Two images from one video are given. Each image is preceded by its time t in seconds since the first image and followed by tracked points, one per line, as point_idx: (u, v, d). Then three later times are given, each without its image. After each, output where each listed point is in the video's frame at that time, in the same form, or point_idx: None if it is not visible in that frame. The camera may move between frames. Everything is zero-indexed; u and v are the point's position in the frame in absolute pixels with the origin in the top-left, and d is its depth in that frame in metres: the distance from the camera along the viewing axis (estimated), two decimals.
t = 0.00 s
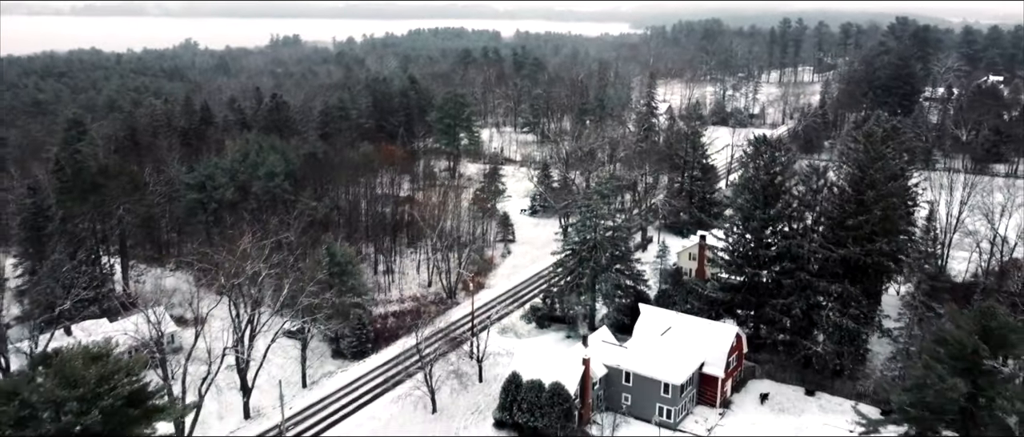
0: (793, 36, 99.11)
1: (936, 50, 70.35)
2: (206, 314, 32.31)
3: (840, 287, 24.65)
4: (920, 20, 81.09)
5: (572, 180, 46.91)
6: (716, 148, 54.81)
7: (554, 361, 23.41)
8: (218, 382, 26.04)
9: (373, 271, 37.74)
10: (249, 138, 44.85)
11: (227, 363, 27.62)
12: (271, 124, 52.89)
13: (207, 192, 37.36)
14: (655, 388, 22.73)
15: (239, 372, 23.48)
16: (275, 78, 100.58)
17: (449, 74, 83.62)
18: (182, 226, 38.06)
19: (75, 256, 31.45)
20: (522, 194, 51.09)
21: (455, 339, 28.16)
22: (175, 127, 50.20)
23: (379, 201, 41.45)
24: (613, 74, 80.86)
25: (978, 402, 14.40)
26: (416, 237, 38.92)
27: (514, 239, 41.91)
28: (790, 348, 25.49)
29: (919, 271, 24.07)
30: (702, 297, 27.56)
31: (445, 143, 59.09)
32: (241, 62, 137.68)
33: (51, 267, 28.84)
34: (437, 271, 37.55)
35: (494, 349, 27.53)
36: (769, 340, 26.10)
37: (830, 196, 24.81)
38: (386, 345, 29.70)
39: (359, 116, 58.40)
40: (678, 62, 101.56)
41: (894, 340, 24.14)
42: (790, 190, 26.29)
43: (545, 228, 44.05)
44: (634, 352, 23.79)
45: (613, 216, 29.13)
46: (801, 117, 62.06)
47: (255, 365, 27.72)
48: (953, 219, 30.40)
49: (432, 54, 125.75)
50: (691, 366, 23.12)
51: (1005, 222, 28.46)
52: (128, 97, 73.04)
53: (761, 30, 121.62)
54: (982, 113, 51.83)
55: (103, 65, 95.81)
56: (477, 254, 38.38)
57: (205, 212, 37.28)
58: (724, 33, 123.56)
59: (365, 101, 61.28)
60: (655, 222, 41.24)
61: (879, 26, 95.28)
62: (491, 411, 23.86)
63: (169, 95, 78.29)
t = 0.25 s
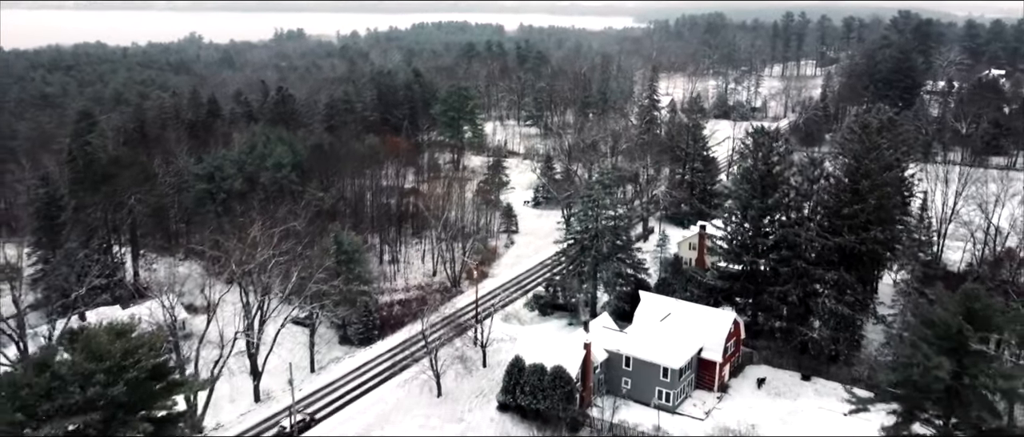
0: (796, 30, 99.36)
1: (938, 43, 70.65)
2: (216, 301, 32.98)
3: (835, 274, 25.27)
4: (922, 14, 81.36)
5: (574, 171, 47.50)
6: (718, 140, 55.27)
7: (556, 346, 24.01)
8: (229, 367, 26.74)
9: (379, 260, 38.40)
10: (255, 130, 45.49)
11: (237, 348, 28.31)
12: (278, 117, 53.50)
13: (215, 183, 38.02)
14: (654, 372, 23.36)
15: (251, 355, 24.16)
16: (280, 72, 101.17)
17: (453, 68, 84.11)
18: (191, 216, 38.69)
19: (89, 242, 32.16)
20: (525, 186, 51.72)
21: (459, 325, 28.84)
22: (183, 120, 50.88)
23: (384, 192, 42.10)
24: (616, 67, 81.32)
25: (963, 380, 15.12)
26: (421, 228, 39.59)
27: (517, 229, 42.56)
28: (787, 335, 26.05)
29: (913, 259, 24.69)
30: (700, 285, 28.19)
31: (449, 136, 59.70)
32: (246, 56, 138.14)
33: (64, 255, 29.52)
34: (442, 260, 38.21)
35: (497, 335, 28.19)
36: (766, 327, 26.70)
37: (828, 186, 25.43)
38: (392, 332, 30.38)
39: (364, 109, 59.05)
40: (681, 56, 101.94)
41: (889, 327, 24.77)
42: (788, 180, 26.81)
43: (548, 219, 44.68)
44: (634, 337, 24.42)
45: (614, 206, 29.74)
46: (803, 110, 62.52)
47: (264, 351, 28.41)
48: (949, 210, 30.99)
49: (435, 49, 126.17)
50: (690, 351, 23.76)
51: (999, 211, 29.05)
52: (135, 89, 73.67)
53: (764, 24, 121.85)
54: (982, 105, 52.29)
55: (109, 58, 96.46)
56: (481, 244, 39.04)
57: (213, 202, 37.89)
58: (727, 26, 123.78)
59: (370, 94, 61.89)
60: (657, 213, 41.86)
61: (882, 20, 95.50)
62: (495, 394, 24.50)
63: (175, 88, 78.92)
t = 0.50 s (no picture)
0: (800, 22, 99.65)
1: (941, 35, 71.00)
2: (227, 287, 33.78)
3: (831, 260, 25.93)
4: (926, 6, 81.63)
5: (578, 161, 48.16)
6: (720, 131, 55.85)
7: (559, 329, 24.77)
8: (241, 349, 27.54)
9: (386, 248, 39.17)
10: (264, 121, 46.25)
11: (249, 332, 29.12)
12: (284, 108, 54.21)
13: (225, 172, 38.77)
14: (654, 353, 24.09)
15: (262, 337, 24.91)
16: (286, 64, 101.83)
17: (458, 60, 84.71)
18: (201, 205, 39.46)
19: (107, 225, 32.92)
20: (529, 177, 52.42)
21: (464, 310, 29.59)
22: (191, 110, 51.66)
23: (390, 181, 42.84)
24: (620, 59, 81.84)
25: (947, 357, 15.70)
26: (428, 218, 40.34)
27: (521, 218, 43.28)
28: (784, 319, 26.80)
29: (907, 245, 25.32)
30: (700, 271, 28.89)
31: (454, 127, 60.39)
32: (251, 48, 138.77)
33: (79, 241, 30.31)
34: (447, 248, 38.95)
35: (502, 319, 28.95)
36: (764, 311, 27.44)
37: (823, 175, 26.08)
38: (399, 317, 31.15)
39: (370, 101, 59.78)
40: (685, 48, 102.34)
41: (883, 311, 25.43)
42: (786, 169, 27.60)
43: (552, 209, 45.40)
44: (634, 320, 25.13)
45: (616, 194, 30.42)
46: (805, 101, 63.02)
47: (275, 334, 29.20)
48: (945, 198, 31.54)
49: (440, 41, 126.66)
50: (688, 334, 24.48)
51: (995, 199, 29.55)
52: (143, 81, 74.46)
53: (768, 17, 122.02)
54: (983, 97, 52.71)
55: (116, 50, 97.21)
56: (486, 232, 39.78)
57: (223, 191, 38.66)
58: (732, 19, 124.00)
59: (375, 86, 62.54)
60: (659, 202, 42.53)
61: (886, 13, 95.72)
62: (499, 375, 25.27)
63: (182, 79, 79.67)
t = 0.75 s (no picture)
0: (802, 15, 99.89)
1: (942, 28, 71.36)
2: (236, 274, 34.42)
3: (828, 248, 26.48)
4: None
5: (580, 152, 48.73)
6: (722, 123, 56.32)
7: (561, 314, 25.37)
8: (250, 334, 28.16)
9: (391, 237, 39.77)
10: (270, 112, 46.84)
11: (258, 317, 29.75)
12: (291, 100, 54.86)
13: (233, 162, 39.36)
14: (655, 337, 24.73)
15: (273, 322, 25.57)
16: (290, 56, 102.32)
17: (462, 52, 85.17)
18: (210, 194, 40.07)
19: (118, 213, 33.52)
20: (532, 168, 52.97)
21: (469, 297, 30.19)
22: (198, 102, 52.24)
23: (395, 172, 43.44)
24: (623, 52, 82.25)
25: (936, 337, 16.35)
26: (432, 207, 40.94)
27: (525, 208, 43.85)
28: (782, 305, 27.38)
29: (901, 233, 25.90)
30: (699, 258, 29.51)
31: (458, 119, 60.93)
32: (255, 40, 139.12)
33: (92, 229, 30.93)
34: (452, 237, 39.55)
35: (505, 306, 29.62)
36: (762, 299, 28.01)
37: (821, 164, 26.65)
38: (404, 303, 31.78)
39: (375, 93, 60.33)
40: (688, 41, 102.69)
41: (878, 298, 26.02)
42: (784, 158, 28.11)
43: (554, 199, 45.98)
44: (635, 305, 25.77)
45: (617, 184, 30.98)
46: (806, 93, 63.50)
47: (284, 320, 29.85)
48: (941, 188, 32.14)
49: (443, 34, 126.99)
50: (688, 319, 25.09)
51: (988, 189, 30.20)
52: (149, 73, 75.01)
53: (771, 10, 122.23)
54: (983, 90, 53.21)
55: (122, 43, 97.73)
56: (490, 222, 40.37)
57: (232, 181, 39.27)
58: (734, 12, 124.18)
59: (380, 78, 63.12)
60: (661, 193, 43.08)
61: (888, 6, 95.96)
62: (503, 359, 25.89)
63: (187, 72, 80.19)
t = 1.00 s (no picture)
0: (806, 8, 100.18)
1: (944, 20, 71.73)
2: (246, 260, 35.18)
3: (824, 234, 27.12)
4: None
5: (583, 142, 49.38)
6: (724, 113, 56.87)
7: (564, 297, 26.08)
8: (261, 317, 28.92)
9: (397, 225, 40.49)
10: (278, 103, 47.56)
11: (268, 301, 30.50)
12: (298, 90, 55.56)
13: (242, 151, 40.09)
14: (655, 320, 25.43)
15: (283, 305, 26.31)
16: (296, 48, 102.98)
17: (466, 44, 85.75)
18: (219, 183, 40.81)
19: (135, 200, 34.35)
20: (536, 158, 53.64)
21: (474, 282, 30.90)
22: (207, 92, 52.95)
23: (401, 161, 44.13)
24: (626, 44, 82.74)
25: (923, 315, 17.10)
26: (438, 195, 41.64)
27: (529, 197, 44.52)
28: (779, 290, 28.05)
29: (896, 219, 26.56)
30: (699, 244, 30.18)
31: (463, 110, 61.56)
32: (261, 32, 139.78)
33: (106, 215, 31.69)
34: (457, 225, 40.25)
35: (509, 290, 30.34)
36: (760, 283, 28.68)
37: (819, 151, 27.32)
38: (411, 288, 32.50)
39: (380, 84, 61.00)
40: (691, 33, 103.12)
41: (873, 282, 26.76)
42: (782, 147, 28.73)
43: (558, 188, 46.65)
44: (636, 289, 26.46)
45: (619, 172, 31.63)
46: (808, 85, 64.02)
47: (293, 304, 30.61)
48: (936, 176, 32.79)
49: (448, 26, 127.44)
50: (687, 302, 25.78)
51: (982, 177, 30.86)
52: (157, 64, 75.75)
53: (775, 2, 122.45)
54: (983, 81, 53.70)
55: (129, 35, 98.49)
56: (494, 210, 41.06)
57: (241, 169, 40.01)
58: (738, 5, 124.39)
59: (386, 69, 63.77)
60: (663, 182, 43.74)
61: None
62: (507, 341, 26.62)
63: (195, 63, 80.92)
